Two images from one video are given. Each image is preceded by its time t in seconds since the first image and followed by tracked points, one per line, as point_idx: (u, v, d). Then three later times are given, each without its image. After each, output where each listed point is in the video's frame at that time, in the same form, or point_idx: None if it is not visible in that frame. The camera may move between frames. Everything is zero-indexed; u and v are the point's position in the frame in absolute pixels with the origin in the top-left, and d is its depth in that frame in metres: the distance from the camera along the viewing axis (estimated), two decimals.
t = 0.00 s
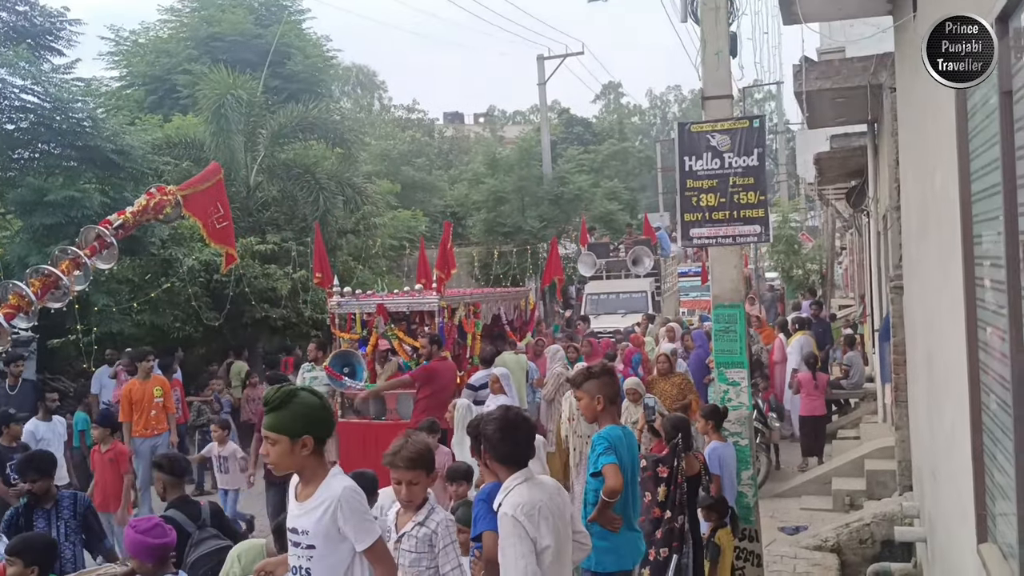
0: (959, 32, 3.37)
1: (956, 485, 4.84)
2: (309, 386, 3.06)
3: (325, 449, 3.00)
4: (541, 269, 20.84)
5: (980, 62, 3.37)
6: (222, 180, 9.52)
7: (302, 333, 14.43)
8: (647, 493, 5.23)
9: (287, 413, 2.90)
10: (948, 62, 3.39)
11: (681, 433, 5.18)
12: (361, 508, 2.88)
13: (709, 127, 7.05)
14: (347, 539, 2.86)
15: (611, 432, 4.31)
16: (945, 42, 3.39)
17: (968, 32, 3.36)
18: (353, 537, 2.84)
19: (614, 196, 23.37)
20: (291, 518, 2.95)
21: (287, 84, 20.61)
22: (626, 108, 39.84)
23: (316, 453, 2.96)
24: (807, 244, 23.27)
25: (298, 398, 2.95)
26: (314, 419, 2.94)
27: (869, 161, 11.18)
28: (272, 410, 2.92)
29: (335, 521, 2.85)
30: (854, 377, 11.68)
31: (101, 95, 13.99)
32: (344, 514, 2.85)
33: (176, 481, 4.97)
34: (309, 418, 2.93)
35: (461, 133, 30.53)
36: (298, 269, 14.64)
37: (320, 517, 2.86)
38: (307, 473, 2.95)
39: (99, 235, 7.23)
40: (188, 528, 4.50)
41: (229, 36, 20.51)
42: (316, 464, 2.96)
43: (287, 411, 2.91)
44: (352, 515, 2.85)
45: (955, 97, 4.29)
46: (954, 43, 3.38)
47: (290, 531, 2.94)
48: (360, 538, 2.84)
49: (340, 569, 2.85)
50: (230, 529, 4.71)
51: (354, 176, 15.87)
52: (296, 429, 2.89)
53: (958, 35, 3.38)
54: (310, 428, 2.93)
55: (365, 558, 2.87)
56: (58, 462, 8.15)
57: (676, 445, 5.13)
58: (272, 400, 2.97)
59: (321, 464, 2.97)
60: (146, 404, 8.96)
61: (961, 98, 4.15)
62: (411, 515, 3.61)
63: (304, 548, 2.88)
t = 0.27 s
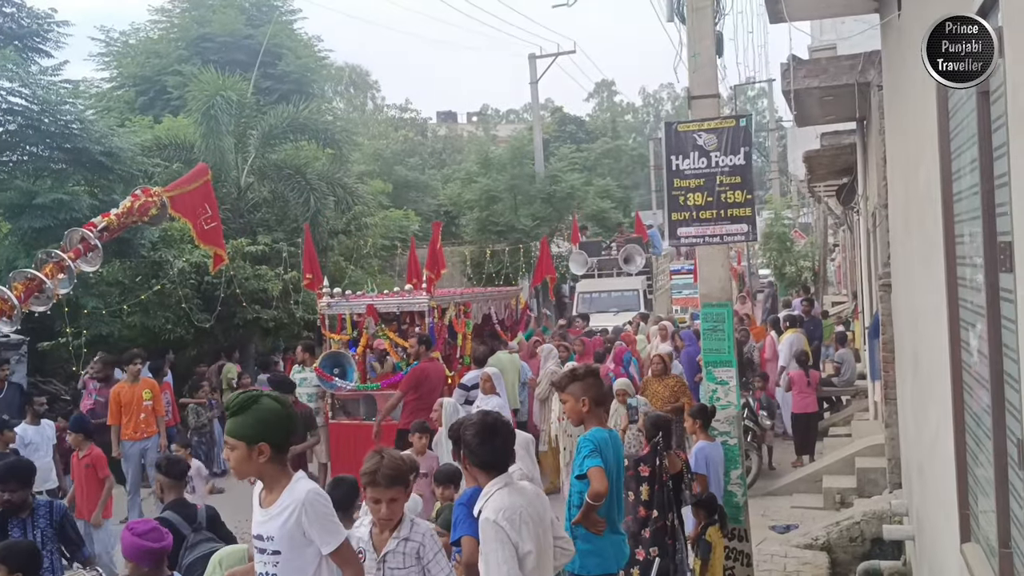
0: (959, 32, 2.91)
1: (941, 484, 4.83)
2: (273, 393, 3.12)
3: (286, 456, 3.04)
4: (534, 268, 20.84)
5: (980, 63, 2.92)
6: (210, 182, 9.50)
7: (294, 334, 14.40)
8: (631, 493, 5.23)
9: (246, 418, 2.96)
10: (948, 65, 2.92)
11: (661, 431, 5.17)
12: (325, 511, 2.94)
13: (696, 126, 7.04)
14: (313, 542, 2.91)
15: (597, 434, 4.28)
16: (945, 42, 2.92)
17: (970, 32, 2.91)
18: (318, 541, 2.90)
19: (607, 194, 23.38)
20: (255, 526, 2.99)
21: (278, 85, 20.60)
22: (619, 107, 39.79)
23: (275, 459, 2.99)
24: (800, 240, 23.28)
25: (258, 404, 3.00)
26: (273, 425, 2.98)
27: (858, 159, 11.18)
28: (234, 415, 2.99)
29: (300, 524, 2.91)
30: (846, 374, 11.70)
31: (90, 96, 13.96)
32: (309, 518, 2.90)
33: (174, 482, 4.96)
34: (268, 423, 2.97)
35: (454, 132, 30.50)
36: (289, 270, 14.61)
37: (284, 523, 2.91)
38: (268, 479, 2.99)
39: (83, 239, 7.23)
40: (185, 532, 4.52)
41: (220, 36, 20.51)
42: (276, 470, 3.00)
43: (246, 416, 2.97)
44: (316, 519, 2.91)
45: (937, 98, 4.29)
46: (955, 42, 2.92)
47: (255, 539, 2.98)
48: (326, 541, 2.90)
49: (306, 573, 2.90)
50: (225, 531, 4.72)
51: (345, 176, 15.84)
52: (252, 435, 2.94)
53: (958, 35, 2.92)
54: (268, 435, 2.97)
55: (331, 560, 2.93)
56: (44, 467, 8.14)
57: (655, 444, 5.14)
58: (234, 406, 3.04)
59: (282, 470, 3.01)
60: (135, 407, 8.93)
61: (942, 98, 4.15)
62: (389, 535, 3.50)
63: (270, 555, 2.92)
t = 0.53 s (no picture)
0: (959, 31, 2.54)
1: (932, 489, 4.77)
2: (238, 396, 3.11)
3: (250, 459, 3.03)
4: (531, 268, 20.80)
5: (981, 65, 2.55)
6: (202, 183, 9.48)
7: (289, 334, 14.36)
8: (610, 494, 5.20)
9: (205, 423, 2.97)
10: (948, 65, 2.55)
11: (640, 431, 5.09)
12: (294, 510, 2.95)
13: (688, 127, 7.01)
14: (284, 541, 2.93)
15: (584, 439, 4.22)
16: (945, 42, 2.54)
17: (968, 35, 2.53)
18: (289, 539, 2.91)
19: (604, 195, 23.34)
20: (224, 529, 3.00)
21: (275, 85, 20.59)
22: (619, 107, 39.74)
23: (237, 463, 2.99)
24: (798, 242, 23.22)
25: (219, 409, 3.01)
26: (233, 429, 2.97)
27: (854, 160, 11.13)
28: (196, 421, 3.00)
29: (270, 524, 2.92)
30: (842, 377, 11.65)
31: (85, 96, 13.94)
32: (278, 516, 2.92)
33: (169, 482, 4.90)
34: (227, 428, 2.97)
35: (452, 132, 30.47)
36: (284, 270, 14.57)
37: (253, 524, 2.92)
38: (234, 483, 3.00)
39: (71, 239, 7.20)
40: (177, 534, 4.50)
41: (217, 36, 20.52)
42: (240, 472, 3.00)
43: (206, 421, 2.97)
44: (285, 518, 2.92)
45: (927, 100, 4.24)
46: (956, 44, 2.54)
47: (225, 542, 2.99)
48: (296, 539, 2.91)
49: (279, 572, 2.92)
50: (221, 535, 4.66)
51: (340, 176, 15.81)
52: (212, 439, 2.95)
53: (957, 34, 2.54)
54: (229, 439, 2.97)
55: (303, 557, 2.94)
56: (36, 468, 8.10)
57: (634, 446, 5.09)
58: (198, 410, 3.04)
59: (246, 473, 3.01)
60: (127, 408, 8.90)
61: (931, 100, 4.11)
62: (368, 557, 3.38)
63: (241, 557, 2.94)
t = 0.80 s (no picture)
0: (960, 32, 2.39)
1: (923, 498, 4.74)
2: (209, 401, 3.07)
3: (224, 464, 3.00)
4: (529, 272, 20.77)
5: (982, 66, 2.41)
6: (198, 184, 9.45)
7: (285, 336, 14.32)
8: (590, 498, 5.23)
9: (177, 430, 2.92)
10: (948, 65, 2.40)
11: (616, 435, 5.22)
12: (273, 511, 2.94)
13: (682, 132, 6.98)
14: (263, 544, 2.92)
15: (573, 445, 4.19)
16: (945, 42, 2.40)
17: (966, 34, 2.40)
18: (268, 541, 2.90)
19: (603, 199, 23.36)
20: (200, 534, 2.98)
21: (275, 86, 20.61)
22: (619, 111, 39.73)
23: (211, 468, 2.96)
24: (797, 247, 23.19)
25: (191, 415, 2.96)
26: (205, 436, 2.94)
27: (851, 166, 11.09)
28: (168, 428, 2.95)
29: (248, 526, 2.90)
30: (839, 382, 11.62)
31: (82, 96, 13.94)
32: (257, 519, 2.90)
33: (162, 485, 4.90)
34: (199, 434, 2.93)
35: (452, 135, 30.48)
36: (280, 272, 14.54)
37: (232, 530, 2.90)
38: (208, 488, 2.97)
39: (63, 240, 7.17)
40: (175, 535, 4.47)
41: (216, 37, 20.57)
42: (214, 477, 2.97)
43: (178, 428, 2.93)
44: (264, 519, 2.91)
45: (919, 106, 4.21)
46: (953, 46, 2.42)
47: (201, 548, 2.96)
48: (276, 541, 2.90)
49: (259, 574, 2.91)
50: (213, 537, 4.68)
51: (338, 178, 15.80)
52: (184, 446, 2.91)
53: (957, 34, 2.40)
54: (201, 445, 2.93)
55: (283, 558, 2.94)
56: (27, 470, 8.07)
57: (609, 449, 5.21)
58: (169, 417, 3.00)
59: (221, 478, 2.99)
60: (120, 410, 8.87)
61: (923, 105, 4.07)
62: None
63: (219, 562, 2.91)
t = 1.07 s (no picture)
0: (960, 32, 2.38)
1: (926, 503, 4.72)
2: (216, 406, 3.07)
3: (229, 470, 3.00)
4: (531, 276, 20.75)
5: (982, 66, 2.40)
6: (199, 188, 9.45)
7: (287, 340, 14.31)
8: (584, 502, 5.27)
9: (183, 434, 2.92)
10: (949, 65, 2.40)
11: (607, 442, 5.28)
12: (278, 520, 2.93)
13: (685, 136, 6.96)
14: (267, 552, 2.90)
15: (574, 450, 4.17)
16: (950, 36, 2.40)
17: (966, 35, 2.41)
18: (272, 550, 2.89)
19: (605, 203, 23.36)
20: (204, 541, 2.96)
21: (277, 91, 20.66)
22: (622, 116, 39.78)
23: (216, 474, 2.96)
24: (800, 252, 23.18)
25: (197, 418, 2.96)
26: (212, 440, 2.94)
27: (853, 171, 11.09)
28: (174, 430, 2.95)
29: (253, 534, 2.89)
30: (842, 388, 11.60)
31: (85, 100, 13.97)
32: (262, 527, 2.89)
33: (165, 488, 4.93)
34: (206, 439, 2.93)
35: (454, 140, 30.52)
36: (283, 276, 14.55)
37: (236, 536, 2.88)
38: (213, 493, 2.97)
39: (66, 243, 7.19)
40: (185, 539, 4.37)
41: (220, 42, 20.65)
42: (219, 482, 2.97)
43: (184, 431, 2.93)
44: (269, 528, 2.90)
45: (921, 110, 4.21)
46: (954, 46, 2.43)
47: (205, 555, 2.95)
48: (281, 549, 2.89)
49: None
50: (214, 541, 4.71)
51: (340, 182, 15.83)
52: (191, 450, 2.91)
53: (958, 34, 2.39)
54: (206, 450, 2.93)
55: (287, 567, 2.92)
56: (28, 473, 8.06)
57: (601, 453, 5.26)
58: (175, 420, 3.00)
59: (226, 484, 2.98)
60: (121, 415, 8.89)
61: (925, 108, 4.07)
62: None
63: (221, 569, 2.90)
